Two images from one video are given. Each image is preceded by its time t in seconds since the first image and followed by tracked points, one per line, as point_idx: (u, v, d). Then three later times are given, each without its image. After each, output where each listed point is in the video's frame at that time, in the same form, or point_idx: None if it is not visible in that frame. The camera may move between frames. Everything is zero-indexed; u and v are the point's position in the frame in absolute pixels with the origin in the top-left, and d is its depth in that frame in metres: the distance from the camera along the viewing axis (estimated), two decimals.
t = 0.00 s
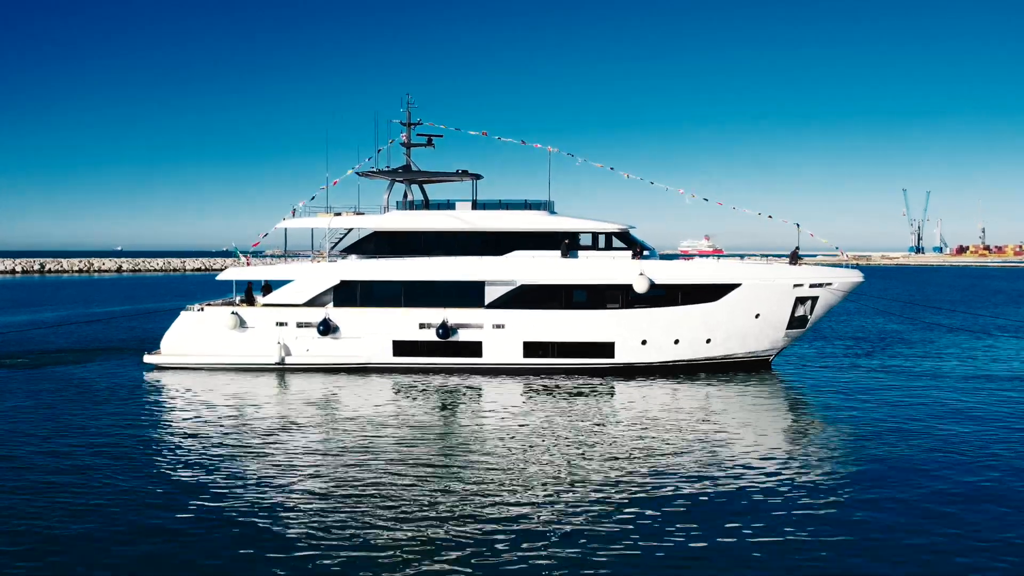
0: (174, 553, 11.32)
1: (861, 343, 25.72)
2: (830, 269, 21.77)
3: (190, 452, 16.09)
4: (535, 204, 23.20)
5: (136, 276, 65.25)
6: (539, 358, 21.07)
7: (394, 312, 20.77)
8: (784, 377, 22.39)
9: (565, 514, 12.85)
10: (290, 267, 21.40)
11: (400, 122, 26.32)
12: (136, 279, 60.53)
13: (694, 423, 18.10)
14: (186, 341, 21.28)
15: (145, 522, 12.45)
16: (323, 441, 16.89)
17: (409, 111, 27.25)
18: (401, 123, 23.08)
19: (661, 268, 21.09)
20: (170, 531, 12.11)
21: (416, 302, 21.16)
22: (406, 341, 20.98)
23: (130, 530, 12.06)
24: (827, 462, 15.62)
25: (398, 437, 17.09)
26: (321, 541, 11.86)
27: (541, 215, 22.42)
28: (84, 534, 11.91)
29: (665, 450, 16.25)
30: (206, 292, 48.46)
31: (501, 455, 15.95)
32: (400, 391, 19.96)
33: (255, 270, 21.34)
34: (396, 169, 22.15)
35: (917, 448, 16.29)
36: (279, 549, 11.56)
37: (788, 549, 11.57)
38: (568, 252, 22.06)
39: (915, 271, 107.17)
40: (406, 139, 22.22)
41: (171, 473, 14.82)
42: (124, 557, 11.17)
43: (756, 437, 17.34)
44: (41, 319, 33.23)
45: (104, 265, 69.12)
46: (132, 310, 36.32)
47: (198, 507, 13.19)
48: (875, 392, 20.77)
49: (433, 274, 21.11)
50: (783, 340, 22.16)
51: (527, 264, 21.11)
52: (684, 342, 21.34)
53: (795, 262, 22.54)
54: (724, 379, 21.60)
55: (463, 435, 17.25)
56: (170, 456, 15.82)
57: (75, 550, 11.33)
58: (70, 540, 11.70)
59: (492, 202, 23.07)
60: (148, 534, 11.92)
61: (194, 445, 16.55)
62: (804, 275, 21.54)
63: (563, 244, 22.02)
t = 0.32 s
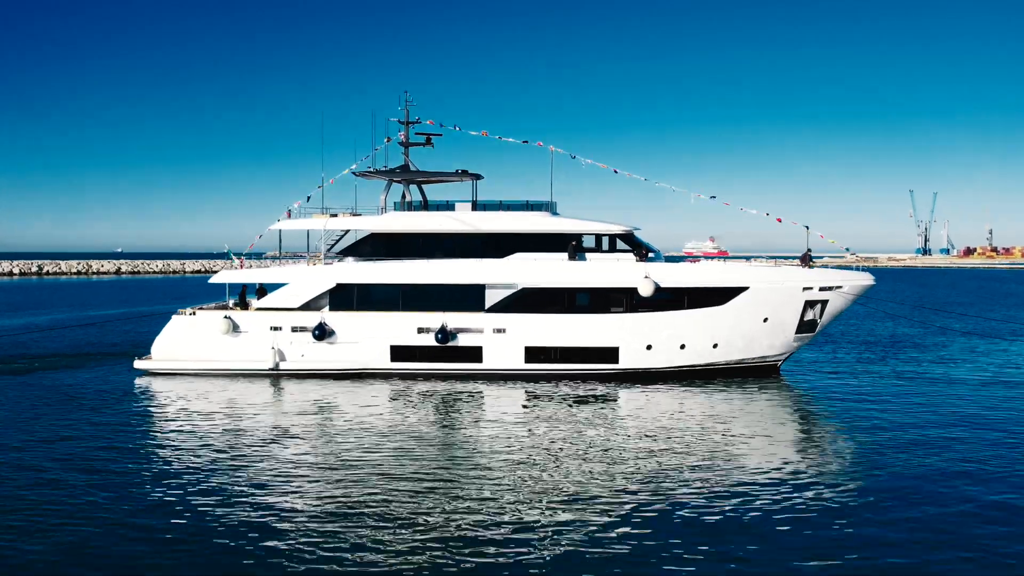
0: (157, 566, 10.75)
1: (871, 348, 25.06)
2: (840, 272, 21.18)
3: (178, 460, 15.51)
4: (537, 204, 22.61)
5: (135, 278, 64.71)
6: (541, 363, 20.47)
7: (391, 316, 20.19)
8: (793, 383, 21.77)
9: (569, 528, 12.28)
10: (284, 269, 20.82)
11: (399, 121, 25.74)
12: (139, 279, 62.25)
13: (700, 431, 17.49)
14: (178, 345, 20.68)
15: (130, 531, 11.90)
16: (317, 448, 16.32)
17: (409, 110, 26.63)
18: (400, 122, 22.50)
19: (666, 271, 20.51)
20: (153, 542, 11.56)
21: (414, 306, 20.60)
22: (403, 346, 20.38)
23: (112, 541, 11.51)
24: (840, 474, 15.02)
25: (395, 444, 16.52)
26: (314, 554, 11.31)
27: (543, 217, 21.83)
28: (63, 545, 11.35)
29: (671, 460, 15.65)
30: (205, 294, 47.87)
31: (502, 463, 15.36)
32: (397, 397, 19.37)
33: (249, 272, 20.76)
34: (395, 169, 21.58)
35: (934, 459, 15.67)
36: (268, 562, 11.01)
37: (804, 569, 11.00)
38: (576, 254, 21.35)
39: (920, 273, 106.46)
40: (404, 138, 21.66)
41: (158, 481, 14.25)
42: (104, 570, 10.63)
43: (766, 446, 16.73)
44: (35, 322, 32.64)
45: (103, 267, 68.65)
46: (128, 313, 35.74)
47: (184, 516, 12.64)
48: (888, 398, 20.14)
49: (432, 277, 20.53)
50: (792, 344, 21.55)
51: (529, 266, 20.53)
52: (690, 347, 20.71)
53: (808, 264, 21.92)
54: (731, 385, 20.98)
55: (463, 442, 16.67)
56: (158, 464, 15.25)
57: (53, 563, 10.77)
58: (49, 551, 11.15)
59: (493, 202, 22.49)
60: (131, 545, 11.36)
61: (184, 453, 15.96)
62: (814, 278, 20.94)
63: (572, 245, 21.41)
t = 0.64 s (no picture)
0: None
1: (882, 354, 24.42)
2: (851, 275, 20.58)
3: (166, 470, 14.93)
4: (539, 206, 22.02)
5: (133, 280, 64.06)
6: (543, 369, 19.87)
7: (389, 320, 19.60)
8: (803, 390, 21.14)
9: (573, 544, 11.71)
10: (279, 272, 20.24)
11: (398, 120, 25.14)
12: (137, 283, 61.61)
13: (708, 440, 16.90)
14: (169, 351, 20.07)
15: (112, 547, 11.33)
16: (311, 457, 15.76)
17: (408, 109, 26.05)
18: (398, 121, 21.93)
19: (672, 274, 19.92)
20: (138, 558, 11.01)
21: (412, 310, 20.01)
22: (401, 352, 19.79)
23: (94, 557, 10.96)
24: (854, 486, 14.44)
25: (392, 452, 15.95)
26: (305, 570, 10.76)
27: (545, 218, 21.25)
28: (42, 561, 10.79)
29: (679, 470, 15.06)
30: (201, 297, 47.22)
31: (503, 474, 14.80)
32: (395, 404, 18.79)
33: (243, 276, 20.18)
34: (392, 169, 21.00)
35: (952, 471, 15.07)
36: None
37: None
38: (584, 257, 20.82)
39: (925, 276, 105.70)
40: (402, 137, 21.09)
41: (144, 493, 13.69)
42: None
43: (776, 456, 16.12)
44: (27, 326, 31.98)
45: (101, 270, 68.01)
46: (122, 317, 35.05)
47: (170, 530, 12.07)
48: (901, 405, 19.53)
49: (431, 281, 19.95)
50: (801, 350, 20.93)
51: (531, 269, 19.95)
52: (697, 352, 20.11)
53: (820, 267, 21.35)
54: (739, 392, 20.37)
55: (462, 450, 16.12)
56: (145, 474, 14.66)
57: None
58: (26, 568, 10.56)
59: (493, 203, 21.89)
60: (113, 562, 10.80)
61: (172, 462, 15.37)
62: (824, 282, 20.35)
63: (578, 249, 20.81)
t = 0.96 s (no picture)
0: None
1: (892, 359, 23.81)
2: (862, 278, 19.99)
3: (154, 480, 14.36)
4: (541, 207, 21.45)
5: (132, 283, 63.54)
6: (545, 375, 19.29)
7: (386, 325, 19.05)
8: (813, 396, 20.55)
9: (578, 560, 11.14)
10: (273, 275, 19.67)
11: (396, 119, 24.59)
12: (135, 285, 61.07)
13: (717, 448, 16.32)
14: (159, 356, 19.48)
15: (94, 564, 10.79)
16: (306, 465, 15.20)
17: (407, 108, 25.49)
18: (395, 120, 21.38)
19: (678, 277, 19.36)
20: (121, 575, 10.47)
21: (411, 314, 19.47)
22: (399, 357, 19.21)
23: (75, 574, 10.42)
24: (871, 496, 13.84)
25: (389, 461, 15.40)
26: None
27: (547, 220, 20.69)
28: None
29: (687, 480, 14.48)
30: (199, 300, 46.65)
31: (504, 484, 14.23)
32: (393, 411, 18.23)
33: (236, 279, 19.61)
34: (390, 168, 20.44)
35: (972, 481, 14.48)
36: None
37: None
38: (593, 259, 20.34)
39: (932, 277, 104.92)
40: (400, 136, 20.54)
41: (130, 504, 13.13)
42: None
43: (788, 465, 15.51)
44: (19, 331, 31.38)
45: (100, 272, 67.51)
46: (117, 321, 34.47)
47: (157, 544, 11.53)
48: (916, 412, 18.92)
49: (429, 284, 19.40)
50: (811, 355, 20.33)
51: (532, 272, 19.39)
52: (703, 357, 19.51)
53: (832, 271, 20.79)
54: (747, 398, 19.76)
55: (462, 459, 15.55)
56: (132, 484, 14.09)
57: None
58: None
59: (494, 204, 21.35)
60: None
61: (161, 472, 14.79)
62: (834, 285, 19.76)
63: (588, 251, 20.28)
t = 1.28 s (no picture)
0: None
1: (904, 365, 23.22)
2: (873, 281, 19.43)
3: (140, 491, 13.81)
4: (543, 208, 20.90)
5: (131, 285, 63.12)
6: (547, 382, 18.73)
7: (383, 330, 18.51)
8: (823, 403, 19.96)
9: None
10: (266, 278, 19.13)
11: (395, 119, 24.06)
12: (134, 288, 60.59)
13: (725, 457, 15.75)
14: (149, 362, 18.92)
15: None
16: (299, 475, 14.66)
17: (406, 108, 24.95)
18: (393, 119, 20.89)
19: (684, 280, 18.80)
20: None
21: (409, 318, 18.93)
22: (397, 363, 18.66)
23: None
24: (887, 508, 13.27)
25: (386, 471, 14.84)
26: None
27: (549, 221, 20.14)
28: None
29: (695, 491, 13.92)
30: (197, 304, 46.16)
31: (505, 495, 13.67)
32: (390, 419, 17.68)
33: (229, 282, 19.08)
34: (387, 169, 19.92)
35: (991, 492, 13.89)
36: None
37: None
38: (601, 262, 19.83)
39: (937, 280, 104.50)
40: (398, 135, 20.03)
41: (115, 516, 12.62)
42: None
43: (800, 475, 14.94)
44: (13, 334, 30.91)
45: (99, 275, 67.11)
46: (112, 324, 33.96)
47: (139, 561, 10.99)
48: (931, 419, 18.33)
49: (427, 287, 18.86)
50: (820, 361, 19.76)
51: (533, 275, 18.84)
52: (710, 363, 18.94)
53: (846, 274, 20.22)
54: (755, 405, 19.18)
55: (462, 468, 14.99)
56: (116, 495, 13.53)
57: None
58: None
59: (494, 206, 20.81)
60: None
61: (147, 482, 14.25)
62: (845, 288, 19.19)
63: (594, 254, 19.88)
